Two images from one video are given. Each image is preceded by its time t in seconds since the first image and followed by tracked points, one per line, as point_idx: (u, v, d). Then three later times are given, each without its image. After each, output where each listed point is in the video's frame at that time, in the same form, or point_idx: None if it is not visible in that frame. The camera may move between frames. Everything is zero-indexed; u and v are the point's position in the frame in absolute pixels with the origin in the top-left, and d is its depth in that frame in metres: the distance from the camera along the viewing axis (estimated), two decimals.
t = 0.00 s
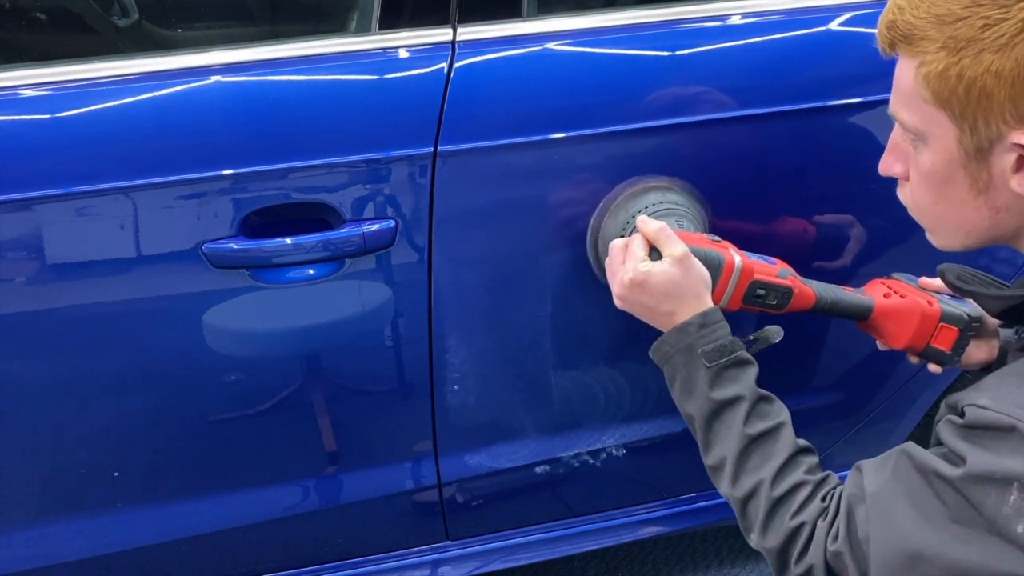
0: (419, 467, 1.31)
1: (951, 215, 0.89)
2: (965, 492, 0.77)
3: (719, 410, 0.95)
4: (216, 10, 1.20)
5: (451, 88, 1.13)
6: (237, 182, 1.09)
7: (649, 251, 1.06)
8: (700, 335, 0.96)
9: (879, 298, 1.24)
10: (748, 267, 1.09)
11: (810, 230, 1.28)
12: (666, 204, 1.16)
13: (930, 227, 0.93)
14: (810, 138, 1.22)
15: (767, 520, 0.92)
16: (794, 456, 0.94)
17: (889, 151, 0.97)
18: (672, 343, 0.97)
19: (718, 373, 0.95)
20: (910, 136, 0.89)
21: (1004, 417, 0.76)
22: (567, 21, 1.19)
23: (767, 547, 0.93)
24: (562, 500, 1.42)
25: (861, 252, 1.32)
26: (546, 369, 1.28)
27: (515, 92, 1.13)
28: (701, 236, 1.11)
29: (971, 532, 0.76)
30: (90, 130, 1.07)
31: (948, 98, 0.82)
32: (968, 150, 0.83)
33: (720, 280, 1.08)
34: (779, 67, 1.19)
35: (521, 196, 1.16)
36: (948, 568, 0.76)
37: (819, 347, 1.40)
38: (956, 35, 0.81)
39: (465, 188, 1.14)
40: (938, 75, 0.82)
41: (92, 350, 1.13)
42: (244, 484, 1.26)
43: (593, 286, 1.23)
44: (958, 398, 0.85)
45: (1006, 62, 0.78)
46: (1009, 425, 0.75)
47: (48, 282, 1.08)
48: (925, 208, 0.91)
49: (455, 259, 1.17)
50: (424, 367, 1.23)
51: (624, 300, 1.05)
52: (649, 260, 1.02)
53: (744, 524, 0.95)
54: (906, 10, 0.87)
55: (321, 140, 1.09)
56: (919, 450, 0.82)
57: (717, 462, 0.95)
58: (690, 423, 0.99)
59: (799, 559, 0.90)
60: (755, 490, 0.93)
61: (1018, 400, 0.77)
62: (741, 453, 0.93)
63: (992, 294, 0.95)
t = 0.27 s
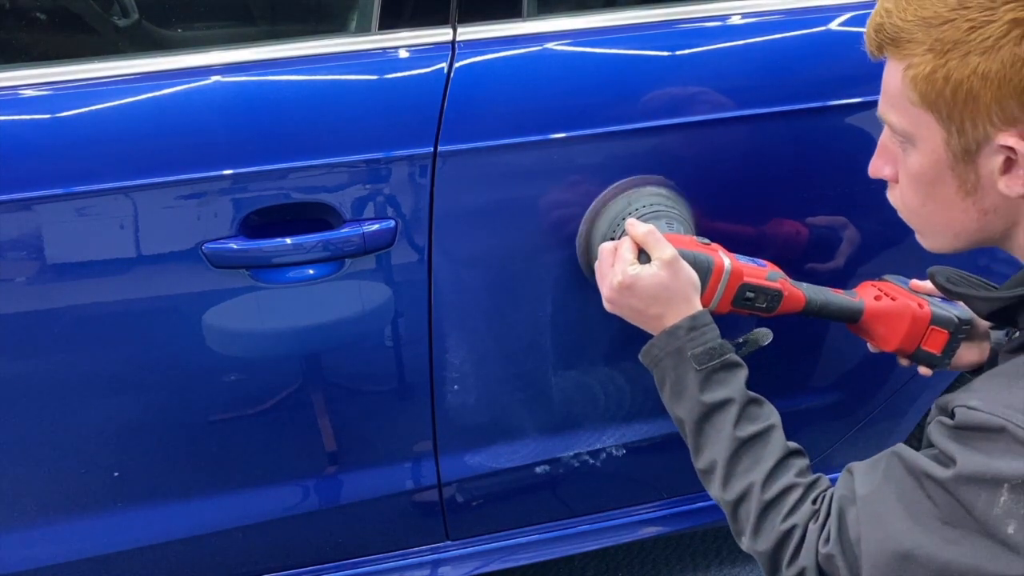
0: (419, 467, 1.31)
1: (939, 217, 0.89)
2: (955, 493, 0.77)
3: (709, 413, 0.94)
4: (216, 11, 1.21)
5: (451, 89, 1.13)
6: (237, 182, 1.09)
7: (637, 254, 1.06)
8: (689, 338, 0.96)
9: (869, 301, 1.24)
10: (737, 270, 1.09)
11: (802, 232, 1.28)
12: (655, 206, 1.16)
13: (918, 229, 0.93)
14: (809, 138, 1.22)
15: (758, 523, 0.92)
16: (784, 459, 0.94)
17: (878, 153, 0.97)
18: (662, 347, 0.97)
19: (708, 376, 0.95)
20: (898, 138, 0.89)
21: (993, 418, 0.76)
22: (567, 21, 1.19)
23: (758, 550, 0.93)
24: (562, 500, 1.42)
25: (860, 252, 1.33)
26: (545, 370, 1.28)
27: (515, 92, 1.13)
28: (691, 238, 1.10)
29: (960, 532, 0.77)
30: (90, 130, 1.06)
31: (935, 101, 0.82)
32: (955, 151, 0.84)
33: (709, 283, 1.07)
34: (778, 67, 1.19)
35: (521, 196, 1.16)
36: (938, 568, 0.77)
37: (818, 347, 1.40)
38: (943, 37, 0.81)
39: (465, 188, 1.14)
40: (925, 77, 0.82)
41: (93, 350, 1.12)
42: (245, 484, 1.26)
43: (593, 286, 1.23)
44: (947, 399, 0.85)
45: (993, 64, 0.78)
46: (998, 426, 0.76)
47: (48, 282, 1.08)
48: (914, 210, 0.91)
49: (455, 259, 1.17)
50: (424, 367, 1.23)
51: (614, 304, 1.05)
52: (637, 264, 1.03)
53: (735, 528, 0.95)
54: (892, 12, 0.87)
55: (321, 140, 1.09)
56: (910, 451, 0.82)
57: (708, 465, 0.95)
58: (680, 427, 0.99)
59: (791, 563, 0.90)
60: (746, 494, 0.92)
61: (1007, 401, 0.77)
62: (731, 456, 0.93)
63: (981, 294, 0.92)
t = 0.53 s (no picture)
0: (419, 467, 1.31)
1: (929, 219, 0.89)
2: (946, 494, 0.77)
3: (699, 417, 0.94)
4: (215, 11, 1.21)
5: (450, 89, 1.13)
6: (237, 182, 1.09)
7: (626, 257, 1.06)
8: (678, 342, 0.96)
9: (859, 303, 1.23)
10: (726, 273, 1.09)
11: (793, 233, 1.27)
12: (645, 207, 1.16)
13: (908, 230, 0.93)
14: (809, 138, 1.22)
15: (750, 526, 0.92)
16: (775, 461, 0.94)
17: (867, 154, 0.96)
18: (650, 350, 0.97)
19: (697, 380, 0.95)
20: (888, 140, 0.89)
21: (982, 420, 0.76)
22: (567, 21, 1.19)
23: (751, 553, 0.93)
24: (562, 500, 1.42)
25: (859, 253, 1.33)
26: (546, 370, 1.28)
27: (514, 92, 1.13)
28: (680, 241, 1.11)
29: (951, 534, 0.77)
30: (90, 130, 1.06)
31: (924, 105, 0.82)
32: (945, 155, 0.84)
33: (698, 286, 1.08)
34: (778, 67, 1.19)
35: (520, 196, 1.16)
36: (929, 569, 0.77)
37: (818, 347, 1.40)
38: (931, 42, 0.80)
39: (465, 189, 1.14)
40: (914, 82, 0.82)
41: (92, 350, 1.12)
42: (245, 484, 1.26)
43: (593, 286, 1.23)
44: (937, 401, 0.85)
45: (982, 69, 0.78)
46: (987, 428, 0.75)
47: (48, 282, 1.08)
48: (904, 212, 0.91)
49: (455, 259, 1.17)
50: (424, 367, 1.23)
51: (602, 308, 1.05)
52: (625, 268, 1.02)
53: (727, 531, 0.95)
54: (880, 15, 0.86)
55: (321, 140, 1.09)
56: (901, 452, 0.82)
57: (699, 469, 0.95)
58: (671, 430, 0.98)
59: (784, 565, 0.90)
60: (737, 497, 0.92)
61: (996, 403, 0.77)
62: (722, 459, 0.93)
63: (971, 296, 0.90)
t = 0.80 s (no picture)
0: (419, 467, 1.31)
1: (924, 220, 0.89)
2: (939, 494, 0.77)
3: (687, 419, 0.94)
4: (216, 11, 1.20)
5: (450, 89, 1.13)
6: (237, 182, 1.09)
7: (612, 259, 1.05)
8: (665, 344, 0.96)
9: (847, 305, 1.23)
10: (713, 275, 1.09)
11: (785, 235, 1.27)
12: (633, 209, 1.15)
13: (902, 230, 0.93)
14: (809, 138, 1.22)
15: (741, 528, 0.92)
16: (764, 462, 0.94)
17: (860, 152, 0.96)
18: (638, 353, 0.97)
19: (685, 382, 0.95)
20: (882, 141, 0.89)
21: (975, 420, 0.76)
22: (567, 21, 1.19)
23: (742, 555, 0.92)
24: (562, 500, 1.42)
25: (859, 253, 1.33)
26: (545, 370, 1.28)
27: (514, 92, 1.13)
28: (667, 242, 1.10)
29: (944, 534, 0.77)
30: (89, 130, 1.07)
31: (919, 106, 0.82)
32: (940, 156, 0.84)
33: (685, 288, 1.08)
34: (778, 66, 1.19)
35: (520, 196, 1.16)
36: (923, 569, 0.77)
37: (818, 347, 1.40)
38: (926, 43, 0.80)
39: (465, 189, 1.14)
40: (908, 83, 0.82)
41: (92, 350, 1.12)
42: (245, 484, 1.26)
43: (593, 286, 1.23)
44: (929, 401, 0.85)
45: (977, 71, 0.78)
46: (980, 428, 0.76)
47: (48, 282, 1.08)
48: (898, 212, 0.91)
49: (455, 259, 1.17)
50: (424, 367, 1.23)
51: (589, 310, 1.04)
52: (612, 270, 1.02)
53: (718, 533, 0.95)
54: (875, 14, 0.86)
55: (320, 140, 1.09)
56: (894, 453, 0.82)
57: (688, 471, 0.94)
58: (660, 433, 0.98)
59: (775, 566, 0.90)
60: (727, 499, 0.92)
61: (989, 403, 0.77)
62: (711, 461, 0.93)
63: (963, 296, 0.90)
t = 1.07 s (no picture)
0: (419, 467, 1.31)
1: (926, 219, 0.89)
2: (936, 494, 0.77)
3: (676, 419, 0.94)
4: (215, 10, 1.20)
5: (450, 89, 1.13)
6: (237, 182, 1.09)
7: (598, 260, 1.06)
8: (652, 345, 0.95)
9: (834, 307, 1.23)
10: (699, 276, 1.08)
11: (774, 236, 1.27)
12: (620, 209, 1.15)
13: (903, 229, 0.93)
14: (808, 138, 1.22)
15: (732, 528, 0.91)
16: (754, 461, 0.94)
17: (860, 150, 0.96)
18: (626, 354, 0.96)
19: (673, 382, 0.94)
20: (885, 139, 0.89)
21: (973, 419, 0.76)
22: (567, 21, 1.19)
23: (733, 555, 0.92)
24: (562, 500, 1.42)
25: (858, 253, 1.33)
26: (545, 369, 1.28)
27: (514, 92, 1.13)
28: (652, 244, 1.09)
29: (942, 533, 0.77)
30: (89, 130, 1.07)
31: (925, 105, 0.82)
32: (945, 156, 0.84)
33: (670, 289, 1.07)
34: (778, 66, 1.19)
35: (520, 196, 1.16)
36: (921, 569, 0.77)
37: (818, 347, 1.40)
38: (934, 42, 0.80)
39: (465, 189, 1.14)
40: (915, 82, 0.82)
41: (92, 350, 1.13)
42: (245, 484, 1.26)
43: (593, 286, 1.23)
44: (926, 401, 0.85)
45: (986, 71, 0.78)
46: (978, 428, 0.75)
47: (48, 282, 1.08)
48: (899, 211, 0.91)
49: (455, 259, 1.17)
50: (424, 367, 1.23)
51: (575, 311, 1.04)
52: (597, 271, 1.02)
53: (709, 534, 0.95)
54: (882, 11, 0.86)
55: (320, 140, 1.09)
56: (890, 452, 0.82)
57: (678, 472, 0.94)
58: (648, 434, 0.98)
59: (768, 566, 0.90)
60: (718, 499, 0.92)
61: (986, 403, 0.77)
62: (701, 461, 0.92)
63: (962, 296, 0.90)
